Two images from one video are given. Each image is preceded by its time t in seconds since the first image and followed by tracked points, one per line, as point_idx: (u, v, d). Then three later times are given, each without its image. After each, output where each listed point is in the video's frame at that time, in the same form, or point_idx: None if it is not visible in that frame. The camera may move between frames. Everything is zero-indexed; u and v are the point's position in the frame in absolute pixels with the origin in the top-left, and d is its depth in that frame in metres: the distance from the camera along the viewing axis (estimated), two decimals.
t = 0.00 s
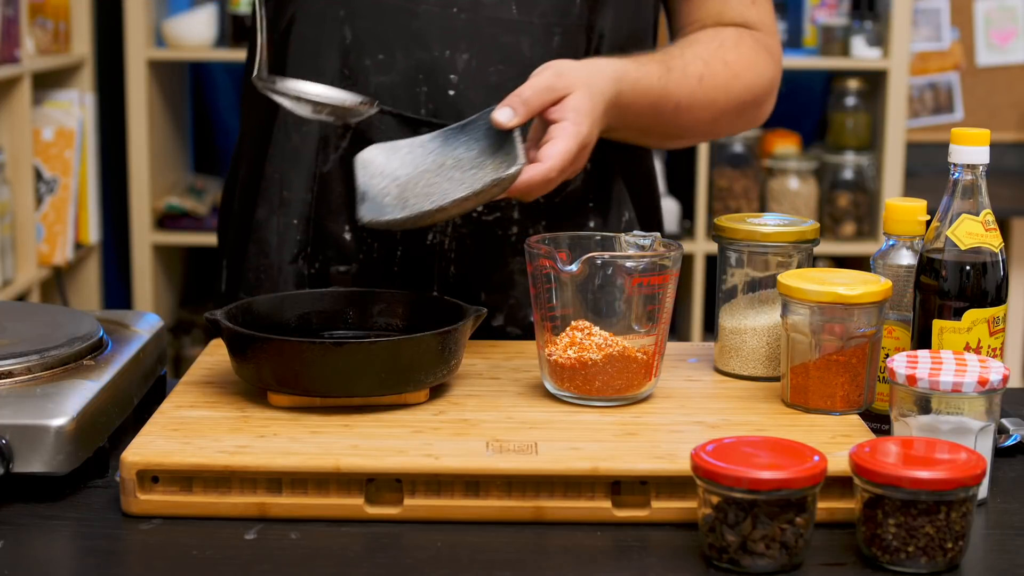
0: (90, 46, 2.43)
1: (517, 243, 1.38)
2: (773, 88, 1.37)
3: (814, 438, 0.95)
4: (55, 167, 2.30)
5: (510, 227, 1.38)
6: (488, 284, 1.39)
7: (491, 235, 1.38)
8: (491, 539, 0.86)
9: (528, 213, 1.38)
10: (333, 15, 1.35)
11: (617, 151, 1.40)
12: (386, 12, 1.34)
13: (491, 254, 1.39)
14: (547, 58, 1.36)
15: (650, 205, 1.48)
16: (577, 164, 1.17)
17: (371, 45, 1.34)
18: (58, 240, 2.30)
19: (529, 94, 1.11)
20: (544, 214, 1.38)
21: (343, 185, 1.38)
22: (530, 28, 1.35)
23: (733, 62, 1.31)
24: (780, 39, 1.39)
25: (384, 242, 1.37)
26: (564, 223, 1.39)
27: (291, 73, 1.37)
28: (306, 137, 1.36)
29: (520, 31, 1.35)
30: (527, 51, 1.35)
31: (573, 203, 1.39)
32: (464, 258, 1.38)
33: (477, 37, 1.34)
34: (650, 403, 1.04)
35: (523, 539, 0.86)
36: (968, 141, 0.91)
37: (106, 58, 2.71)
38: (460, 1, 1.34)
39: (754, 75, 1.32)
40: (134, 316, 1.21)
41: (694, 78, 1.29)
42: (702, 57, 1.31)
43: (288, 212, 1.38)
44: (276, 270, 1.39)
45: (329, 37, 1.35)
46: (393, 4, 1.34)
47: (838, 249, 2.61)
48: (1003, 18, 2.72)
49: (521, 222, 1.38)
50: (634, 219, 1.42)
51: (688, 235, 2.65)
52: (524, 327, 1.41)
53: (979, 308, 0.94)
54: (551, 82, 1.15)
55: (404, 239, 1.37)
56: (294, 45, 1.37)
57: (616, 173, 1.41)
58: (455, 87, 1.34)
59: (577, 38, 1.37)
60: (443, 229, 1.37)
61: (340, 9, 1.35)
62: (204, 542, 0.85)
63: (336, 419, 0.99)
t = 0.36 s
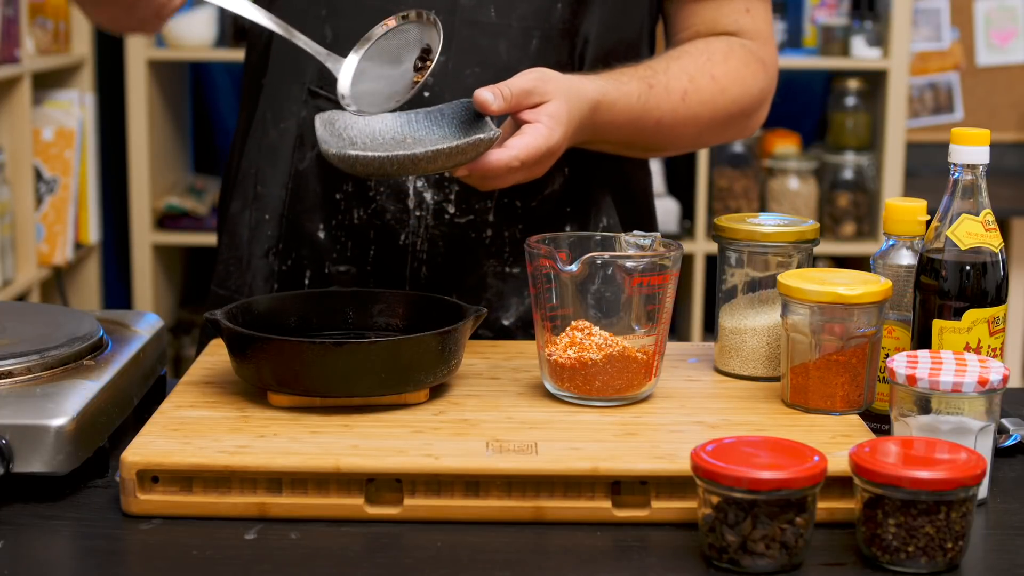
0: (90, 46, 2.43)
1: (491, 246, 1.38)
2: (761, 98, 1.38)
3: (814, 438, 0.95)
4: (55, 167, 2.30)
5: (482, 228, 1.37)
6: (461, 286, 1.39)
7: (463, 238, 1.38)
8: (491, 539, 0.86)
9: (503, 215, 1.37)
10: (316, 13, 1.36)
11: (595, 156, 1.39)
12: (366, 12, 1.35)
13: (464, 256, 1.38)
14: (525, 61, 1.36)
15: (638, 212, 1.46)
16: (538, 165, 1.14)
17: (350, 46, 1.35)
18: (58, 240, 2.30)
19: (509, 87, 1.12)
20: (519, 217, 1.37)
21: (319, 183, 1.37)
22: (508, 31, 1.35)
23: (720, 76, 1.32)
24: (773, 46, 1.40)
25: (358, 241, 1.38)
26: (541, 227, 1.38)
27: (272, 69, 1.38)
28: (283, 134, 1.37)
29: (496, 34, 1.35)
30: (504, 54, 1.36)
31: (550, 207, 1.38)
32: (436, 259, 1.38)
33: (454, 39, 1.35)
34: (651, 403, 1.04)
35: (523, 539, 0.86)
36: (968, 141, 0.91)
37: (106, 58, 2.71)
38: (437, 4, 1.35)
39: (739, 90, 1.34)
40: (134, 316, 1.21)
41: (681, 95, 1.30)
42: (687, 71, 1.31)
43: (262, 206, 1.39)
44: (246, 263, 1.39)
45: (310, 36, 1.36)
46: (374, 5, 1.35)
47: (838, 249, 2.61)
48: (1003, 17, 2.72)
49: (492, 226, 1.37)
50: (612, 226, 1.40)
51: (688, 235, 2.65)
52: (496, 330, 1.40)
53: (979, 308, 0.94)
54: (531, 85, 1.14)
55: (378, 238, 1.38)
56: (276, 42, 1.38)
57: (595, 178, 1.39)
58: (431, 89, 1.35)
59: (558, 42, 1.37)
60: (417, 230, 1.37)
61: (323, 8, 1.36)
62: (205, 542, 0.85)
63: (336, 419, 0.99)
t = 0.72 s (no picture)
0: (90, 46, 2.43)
1: (498, 246, 1.38)
2: (761, 94, 1.38)
3: (814, 438, 0.95)
4: (55, 167, 2.30)
5: (490, 229, 1.38)
6: (470, 288, 1.39)
7: (472, 239, 1.38)
8: (491, 539, 0.86)
9: (510, 215, 1.37)
10: (319, 16, 1.36)
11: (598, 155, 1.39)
12: (371, 13, 1.35)
13: (471, 257, 1.39)
14: (530, 62, 1.36)
15: (639, 212, 1.46)
16: (550, 158, 1.15)
17: (356, 48, 1.35)
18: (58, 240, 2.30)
19: (516, 82, 1.12)
20: (525, 218, 1.38)
21: (326, 187, 1.38)
22: (513, 33, 1.35)
23: (720, 73, 1.32)
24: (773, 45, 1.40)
25: (365, 244, 1.38)
26: (545, 227, 1.39)
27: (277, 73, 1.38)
28: (289, 138, 1.37)
29: (501, 36, 1.35)
30: (510, 55, 1.36)
31: (553, 207, 1.38)
32: (445, 261, 1.38)
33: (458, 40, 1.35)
34: (651, 403, 1.04)
35: (523, 539, 0.86)
36: (968, 141, 0.91)
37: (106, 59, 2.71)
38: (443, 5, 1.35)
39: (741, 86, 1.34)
40: (134, 316, 1.21)
41: (682, 93, 1.30)
42: (688, 68, 1.31)
43: (269, 210, 1.39)
44: (254, 268, 1.39)
45: (315, 39, 1.36)
46: (378, 6, 1.35)
47: (838, 249, 2.60)
48: (1004, 17, 2.72)
49: (500, 226, 1.38)
50: (614, 223, 1.40)
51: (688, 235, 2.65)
52: (504, 329, 1.41)
53: (979, 308, 0.94)
54: (536, 81, 1.14)
55: (386, 240, 1.38)
56: (280, 47, 1.38)
57: (597, 175, 1.39)
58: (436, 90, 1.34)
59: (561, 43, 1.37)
60: (424, 232, 1.37)
61: (326, 11, 1.36)
62: (205, 542, 0.85)
63: (336, 419, 0.99)
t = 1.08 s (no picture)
0: (90, 46, 2.43)
1: (499, 244, 1.38)
2: (760, 91, 1.38)
3: (814, 438, 0.95)
4: (55, 167, 2.30)
5: (492, 227, 1.38)
6: (473, 286, 1.39)
7: (475, 236, 1.38)
8: (492, 539, 0.86)
9: (511, 214, 1.37)
10: (320, 15, 1.36)
11: (596, 155, 1.40)
12: (372, 12, 1.35)
13: (472, 255, 1.39)
14: (531, 60, 1.36)
15: (638, 211, 1.46)
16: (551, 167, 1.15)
17: (356, 46, 1.35)
18: (58, 240, 2.30)
19: (511, 90, 1.12)
20: (526, 216, 1.38)
21: (329, 186, 1.38)
22: (513, 31, 1.35)
23: (718, 71, 1.32)
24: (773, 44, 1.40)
25: (368, 242, 1.38)
26: (546, 225, 1.39)
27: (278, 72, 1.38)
28: (290, 138, 1.37)
29: (502, 33, 1.35)
30: (511, 53, 1.35)
31: (553, 205, 1.38)
32: (447, 259, 1.38)
33: (459, 39, 1.35)
34: (651, 403, 1.04)
35: (523, 539, 0.86)
36: (968, 141, 0.91)
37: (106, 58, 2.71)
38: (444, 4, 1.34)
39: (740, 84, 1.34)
40: (134, 316, 1.21)
41: (679, 92, 1.30)
42: (685, 66, 1.31)
43: (272, 210, 1.39)
44: (258, 267, 1.39)
45: (315, 37, 1.36)
46: (379, 5, 1.35)
47: (839, 249, 2.61)
48: (1004, 18, 2.72)
49: (502, 224, 1.37)
50: (614, 219, 1.40)
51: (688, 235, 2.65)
52: (507, 327, 1.40)
53: (979, 308, 0.94)
54: (532, 87, 1.14)
55: (388, 239, 1.38)
56: (280, 48, 1.38)
57: (594, 170, 1.39)
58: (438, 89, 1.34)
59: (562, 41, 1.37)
60: (428, 230, 1.38)
61: (327, 11, 1.36)
62: (204, 542, 0.85)
63: (336, 419, 0.99)
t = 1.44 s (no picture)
0: (90, 46, 2.43)
1: (494, 244, 1.38)
2: (757, 93, 1.37)
3: (814, 438, 0.95)
4: (55, 167, 2.30)
5: (488, 226, 1.38)
6: (467, 284, 1.39)
7: (470, 235, 1.38)
8: (492, 539, 0.86)
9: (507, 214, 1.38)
10: (317, 13, 1.36)
11: (596, 154, 1.40)
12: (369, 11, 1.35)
13: (470, 254, 1.39)
14: (528, 60, 1.36)
15: (638, 211, 1.46)
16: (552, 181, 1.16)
17: (353, 44, 1.35)
18: (58, 240, 2.30)
19: (507, 103, 1.13)
20: (522, 217, 1.38)
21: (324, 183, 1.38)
22: (510, 30, 1.35)
23: (715, 75, 1.32)
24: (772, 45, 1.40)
25: (364, 240, 1.38)
26: (542, 224, 1.39)
27: (275, 70, 1.38)
28: (287, 135, 1.38)
29: (499, 32, 1.35)
30: (506, 52, 1.36)
31: (549, 205, 1.39)
32: (442, 257, 1.38)
33: (457, 39, 1.35)
34: (650, 403, 1.04)
35: (523, 539, 0.86)
36: (968, 141, 0.91)
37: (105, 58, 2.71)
38: (440, 3, 1.34)
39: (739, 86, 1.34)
40: (134, 316, 1.21)
41: (677, 97, 1.30)
42: (683, 71, 1.31)
43: (268, 207, 1.39)
44: (253, 263, 1.39)
45: (312, 34, 1.36)
46: (376, 4, 1.35)
47: (839, 249, 2.61)
48: (1004, 17, 2.72)
49: (498, 223, 1.38)
50: (609, 219, 1.41)
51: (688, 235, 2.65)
52: (501, 326, 1.41)
53: (979, 308, 0.94)
54: (528, 100, 1.14)
55: (384, 236, 1.38)
56: (277, 45, 1.38)
57: (592, 173, 1.40)
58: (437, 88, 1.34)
59: (559, 41, 1.37)
60: (423, 228, 1.37)
61: (324, 8, 1.36)
62: (204, 542, 0.85)
63: (336, 419, 0.99)
